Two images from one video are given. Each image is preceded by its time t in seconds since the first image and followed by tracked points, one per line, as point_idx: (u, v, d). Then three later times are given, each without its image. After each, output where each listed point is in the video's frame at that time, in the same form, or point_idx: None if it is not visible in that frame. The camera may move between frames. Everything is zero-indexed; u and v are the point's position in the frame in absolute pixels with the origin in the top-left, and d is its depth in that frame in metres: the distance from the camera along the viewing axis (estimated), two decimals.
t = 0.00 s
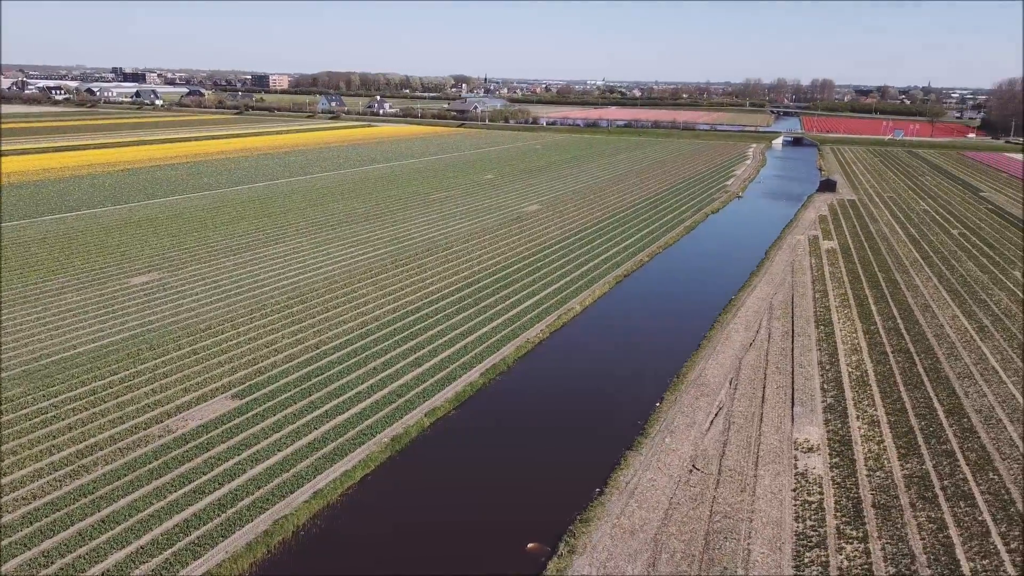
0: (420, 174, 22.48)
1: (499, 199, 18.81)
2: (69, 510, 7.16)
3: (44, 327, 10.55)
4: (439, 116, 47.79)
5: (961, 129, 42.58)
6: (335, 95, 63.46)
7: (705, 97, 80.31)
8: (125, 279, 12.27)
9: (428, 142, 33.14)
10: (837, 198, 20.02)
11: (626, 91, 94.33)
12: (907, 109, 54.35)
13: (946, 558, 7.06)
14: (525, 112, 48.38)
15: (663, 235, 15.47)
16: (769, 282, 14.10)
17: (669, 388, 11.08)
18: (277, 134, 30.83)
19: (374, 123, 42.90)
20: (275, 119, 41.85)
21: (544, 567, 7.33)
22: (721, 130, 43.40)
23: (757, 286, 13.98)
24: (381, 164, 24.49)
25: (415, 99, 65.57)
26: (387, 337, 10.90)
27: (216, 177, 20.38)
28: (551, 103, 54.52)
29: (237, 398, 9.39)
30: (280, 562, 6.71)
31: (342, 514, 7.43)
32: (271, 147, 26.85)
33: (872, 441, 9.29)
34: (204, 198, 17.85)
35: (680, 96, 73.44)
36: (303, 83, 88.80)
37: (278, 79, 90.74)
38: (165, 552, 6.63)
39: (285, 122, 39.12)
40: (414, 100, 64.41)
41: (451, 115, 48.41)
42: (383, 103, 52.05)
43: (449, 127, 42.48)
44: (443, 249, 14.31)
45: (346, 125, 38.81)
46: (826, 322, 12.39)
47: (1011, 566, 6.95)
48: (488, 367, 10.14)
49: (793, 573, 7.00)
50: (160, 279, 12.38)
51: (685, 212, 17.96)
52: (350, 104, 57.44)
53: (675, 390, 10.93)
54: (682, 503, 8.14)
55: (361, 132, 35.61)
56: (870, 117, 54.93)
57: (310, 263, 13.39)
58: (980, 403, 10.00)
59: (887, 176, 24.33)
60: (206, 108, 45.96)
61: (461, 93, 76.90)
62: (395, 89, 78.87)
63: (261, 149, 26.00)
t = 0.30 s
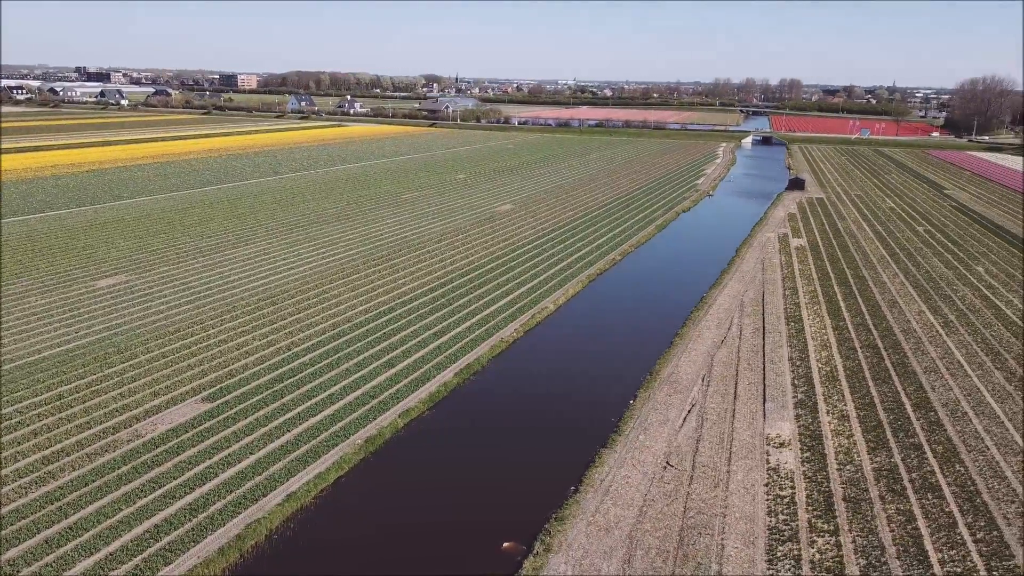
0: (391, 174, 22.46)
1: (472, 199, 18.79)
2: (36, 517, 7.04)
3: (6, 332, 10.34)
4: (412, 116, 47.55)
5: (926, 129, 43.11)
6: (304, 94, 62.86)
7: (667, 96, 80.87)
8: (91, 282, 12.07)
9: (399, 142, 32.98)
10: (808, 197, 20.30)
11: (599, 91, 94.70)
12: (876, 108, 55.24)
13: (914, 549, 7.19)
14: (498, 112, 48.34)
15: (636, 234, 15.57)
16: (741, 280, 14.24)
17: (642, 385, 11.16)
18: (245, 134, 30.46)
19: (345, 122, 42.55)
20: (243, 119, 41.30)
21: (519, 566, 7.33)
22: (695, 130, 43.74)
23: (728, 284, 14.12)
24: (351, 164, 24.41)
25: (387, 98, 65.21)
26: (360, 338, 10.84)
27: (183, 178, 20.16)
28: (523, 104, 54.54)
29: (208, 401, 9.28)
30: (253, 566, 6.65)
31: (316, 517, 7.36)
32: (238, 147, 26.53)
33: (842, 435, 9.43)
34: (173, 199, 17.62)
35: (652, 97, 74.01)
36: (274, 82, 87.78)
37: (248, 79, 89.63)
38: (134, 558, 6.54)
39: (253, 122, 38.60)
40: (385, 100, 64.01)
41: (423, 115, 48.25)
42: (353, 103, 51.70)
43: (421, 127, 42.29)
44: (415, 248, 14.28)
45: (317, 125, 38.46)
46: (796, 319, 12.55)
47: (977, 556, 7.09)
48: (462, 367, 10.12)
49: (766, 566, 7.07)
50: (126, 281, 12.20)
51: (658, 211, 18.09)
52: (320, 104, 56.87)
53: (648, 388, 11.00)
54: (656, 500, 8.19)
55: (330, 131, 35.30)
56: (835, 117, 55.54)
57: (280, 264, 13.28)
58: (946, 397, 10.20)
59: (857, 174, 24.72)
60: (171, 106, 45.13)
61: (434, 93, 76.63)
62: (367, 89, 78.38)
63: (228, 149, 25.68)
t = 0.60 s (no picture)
0: (363, 174, 22.36)
1: (446, 199, 18.75)
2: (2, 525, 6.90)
3: None
4: (385, 116, 47.27)
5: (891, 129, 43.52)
6: (274, 93, 62.19)
7: (642, 96, 81.32)
8: (57, 285, 11.88)
9: (370, 142, 32.79)
10: (781, 195, 20.54)
11: (574, 91, 94.94)
12: (846, 108, 56.02)
13: (885, 541, 7.31)
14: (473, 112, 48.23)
15: (611, 233, 15.65)
16: (715, 277, 14.38)
17: (617, 383, 11.21)
18: (214, 133, 30.08)
19: (318, 122, 42.17)
20: (213, 118, 40.70)
21: (495, 565, 7.33)
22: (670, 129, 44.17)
23: (702, 281, 14.24)
24: (321, 163, 24.35)
25: (359, 98, 64.78)
26: (333, 339, 10.78)
27: (151, 179, 19.90)
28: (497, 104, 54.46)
29: (179, 404, 9.17)
30: (228, 570, 6.59)
31: (291, 520, 7.31)
32: (207, 146, 26.21)
33: (814, 430, 9.57)
34: (141, 200, 17.38)
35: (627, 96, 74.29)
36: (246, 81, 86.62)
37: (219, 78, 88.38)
38: (106, 564, 6.44)
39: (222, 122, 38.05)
40: (358, 99, 63.59)
41: (397, 115, 48.00)
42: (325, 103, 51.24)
43: (394, 127, 42.08)
44: (388, 248, 14.25)
45: (288, 125, 38.08)
46: (768, 316, 12.70)
47: (946, 547, 7.23)
48: (437, 367, 10.11)
49: (740, 561, 7.15)
50: (95, 283, 12.02)
51: (632, 210, 18.20)
52: (291, 104, 56.25)
53: (623, 385, 11.06)
54: (632, 497, 8.25)
55: (302, 131, 34.98)
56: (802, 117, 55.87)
57: (252, 265, 13.16)
58: (915, 391, 10.39)
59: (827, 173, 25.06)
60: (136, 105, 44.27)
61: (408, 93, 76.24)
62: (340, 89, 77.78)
63: (197, 149, 25.35)
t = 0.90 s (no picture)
0: (335, 174, 22.23)
1: (419, 199, 18.69)
2: None
3: None
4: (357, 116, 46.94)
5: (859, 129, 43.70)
6: (244, 93, 61.37)
7: (616, 96, 81.66)
8: (21, 288, 11.66)
9: (340, 141, 32.58)
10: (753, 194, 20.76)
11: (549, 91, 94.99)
12: (816, 107, 56.81)
13: (855, 533, 7.43)
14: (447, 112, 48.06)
15: (585, 232, 15.72)
16: (687, 276, 14.51)
17: (591, 382, 11.26)
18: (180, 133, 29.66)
19: (289, 122, 41.74)
20: (180, 118, 40.04)
21: (471, 565, 7.33)
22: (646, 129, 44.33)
23: (675, 279, 14.36)
24: (292, 164, 24.15)
25: (330, 98, 64.11)
26: (304, 341, 10.71)
27: (118, 181, 19.61)
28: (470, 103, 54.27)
29: (149, 408, 9.05)
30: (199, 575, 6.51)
31: (263, 523, 7.25)
32: (174, 146, 25.86)
33: (785, 425, 9.69)
34: (108, 202, 17.12)
35: (592, 96, 74.46)
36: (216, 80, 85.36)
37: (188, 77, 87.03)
38: (74, 572, 6.34)
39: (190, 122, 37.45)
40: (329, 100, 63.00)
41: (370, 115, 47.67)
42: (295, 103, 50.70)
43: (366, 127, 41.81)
44: (360, 248, 14.20)
45: (258, 125, 37.64)
46: (739, 313, 12.85)
47: (914, 538, 7.36)
48: (411, 368, 10.09)
49: (713, 556, 7.23)
50: (60, 287, 11.82)
51: (605, 209, 18.30)
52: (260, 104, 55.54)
53: (597, 383, 11.11)
54: (606, 494, 8.29)
55: (272, 131, 34.61)
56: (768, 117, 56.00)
57: (221, 267, 13.03)
58: (883, 385, 10.58)
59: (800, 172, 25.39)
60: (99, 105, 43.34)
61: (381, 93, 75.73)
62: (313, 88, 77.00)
63: (164, 149, 24.99)
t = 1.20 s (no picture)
0: (306, 174, 22.07)
1: (392, 199, 18.62)
2: None
3: None
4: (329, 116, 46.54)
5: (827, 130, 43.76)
6: (212, 92, 60.49)
7: (590, 95, 81.94)
8: None
9: (310, 142, 32.30)
10: (725, 192, 20.96)
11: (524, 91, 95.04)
12: (787, 106, 57.52)
13: (826, 526, 7.55)
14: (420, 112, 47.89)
15: (559, 232, 15.76)
16: (660, 274, 14.61)
17: (564, 380, 11.30)
18: (146, 134, 29.22)
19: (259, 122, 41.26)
20: (147, 118, 39.34)
21: (445, 565, 7.32)
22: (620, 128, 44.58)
23: (647, 277, 14.48)
24: (261, 163, 23.97)
25: (300, 97, 63.57)
26: (274, 343, 10.61)
27: (83, 182, 19.30)
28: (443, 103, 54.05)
29: (117, 412, 8.92)
30: None
31: (235, 528, 7.16)
32: (141, 147, 25.46)
33: (756, 421, 9.80)
34: (73, 203, 16.83)
35: (567, 96, 74.72)
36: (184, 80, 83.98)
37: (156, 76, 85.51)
38: None
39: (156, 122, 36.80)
40: (300, 99, 62.41)
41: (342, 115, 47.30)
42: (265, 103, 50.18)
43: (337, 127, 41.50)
44: (332, 249, 14.13)
45: (228, 125, 37.15)
46: (710, 311, 12.98)
47: (883, 530, 7.49)
48: (383, 369, 10.05)
49: (687, 552, 7.30)
50: (23, 290, 11.61)
51: (578, 209, 18.36)
52: (229, 103, 54.85)
53: (570, 382, 11.15)
54: (580, 492, 8.33)
55: (241, 132, 34.20)
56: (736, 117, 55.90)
57: (190, 269, 12.89)
58: (851, 380, 10.75)
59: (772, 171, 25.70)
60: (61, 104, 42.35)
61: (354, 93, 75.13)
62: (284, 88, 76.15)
63: (130, 150, 24.59)
